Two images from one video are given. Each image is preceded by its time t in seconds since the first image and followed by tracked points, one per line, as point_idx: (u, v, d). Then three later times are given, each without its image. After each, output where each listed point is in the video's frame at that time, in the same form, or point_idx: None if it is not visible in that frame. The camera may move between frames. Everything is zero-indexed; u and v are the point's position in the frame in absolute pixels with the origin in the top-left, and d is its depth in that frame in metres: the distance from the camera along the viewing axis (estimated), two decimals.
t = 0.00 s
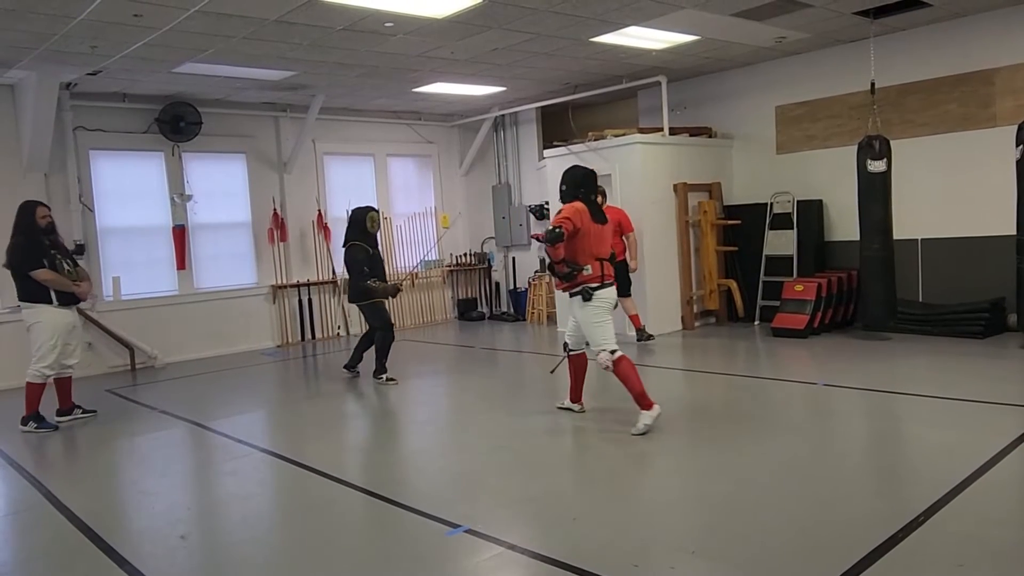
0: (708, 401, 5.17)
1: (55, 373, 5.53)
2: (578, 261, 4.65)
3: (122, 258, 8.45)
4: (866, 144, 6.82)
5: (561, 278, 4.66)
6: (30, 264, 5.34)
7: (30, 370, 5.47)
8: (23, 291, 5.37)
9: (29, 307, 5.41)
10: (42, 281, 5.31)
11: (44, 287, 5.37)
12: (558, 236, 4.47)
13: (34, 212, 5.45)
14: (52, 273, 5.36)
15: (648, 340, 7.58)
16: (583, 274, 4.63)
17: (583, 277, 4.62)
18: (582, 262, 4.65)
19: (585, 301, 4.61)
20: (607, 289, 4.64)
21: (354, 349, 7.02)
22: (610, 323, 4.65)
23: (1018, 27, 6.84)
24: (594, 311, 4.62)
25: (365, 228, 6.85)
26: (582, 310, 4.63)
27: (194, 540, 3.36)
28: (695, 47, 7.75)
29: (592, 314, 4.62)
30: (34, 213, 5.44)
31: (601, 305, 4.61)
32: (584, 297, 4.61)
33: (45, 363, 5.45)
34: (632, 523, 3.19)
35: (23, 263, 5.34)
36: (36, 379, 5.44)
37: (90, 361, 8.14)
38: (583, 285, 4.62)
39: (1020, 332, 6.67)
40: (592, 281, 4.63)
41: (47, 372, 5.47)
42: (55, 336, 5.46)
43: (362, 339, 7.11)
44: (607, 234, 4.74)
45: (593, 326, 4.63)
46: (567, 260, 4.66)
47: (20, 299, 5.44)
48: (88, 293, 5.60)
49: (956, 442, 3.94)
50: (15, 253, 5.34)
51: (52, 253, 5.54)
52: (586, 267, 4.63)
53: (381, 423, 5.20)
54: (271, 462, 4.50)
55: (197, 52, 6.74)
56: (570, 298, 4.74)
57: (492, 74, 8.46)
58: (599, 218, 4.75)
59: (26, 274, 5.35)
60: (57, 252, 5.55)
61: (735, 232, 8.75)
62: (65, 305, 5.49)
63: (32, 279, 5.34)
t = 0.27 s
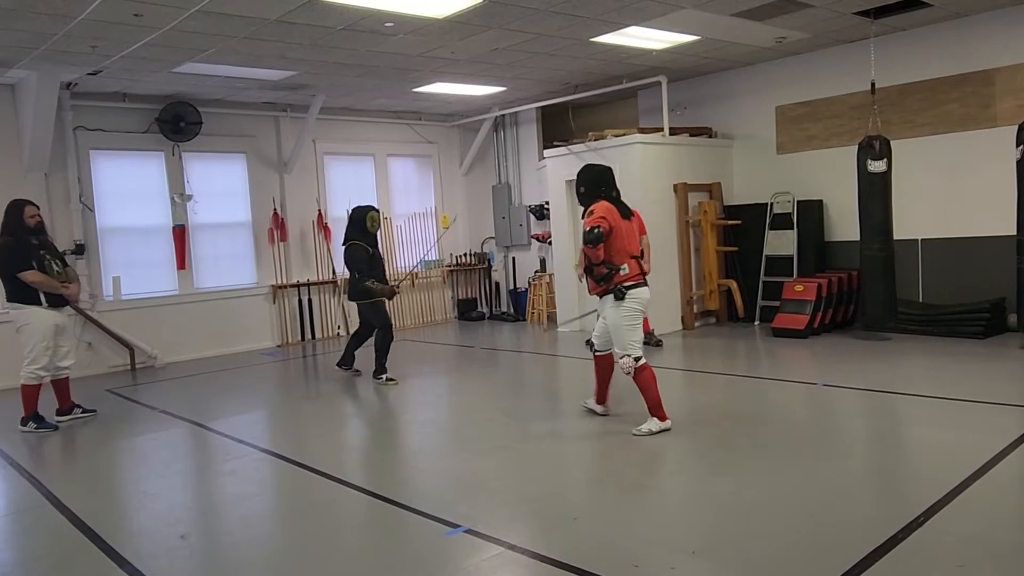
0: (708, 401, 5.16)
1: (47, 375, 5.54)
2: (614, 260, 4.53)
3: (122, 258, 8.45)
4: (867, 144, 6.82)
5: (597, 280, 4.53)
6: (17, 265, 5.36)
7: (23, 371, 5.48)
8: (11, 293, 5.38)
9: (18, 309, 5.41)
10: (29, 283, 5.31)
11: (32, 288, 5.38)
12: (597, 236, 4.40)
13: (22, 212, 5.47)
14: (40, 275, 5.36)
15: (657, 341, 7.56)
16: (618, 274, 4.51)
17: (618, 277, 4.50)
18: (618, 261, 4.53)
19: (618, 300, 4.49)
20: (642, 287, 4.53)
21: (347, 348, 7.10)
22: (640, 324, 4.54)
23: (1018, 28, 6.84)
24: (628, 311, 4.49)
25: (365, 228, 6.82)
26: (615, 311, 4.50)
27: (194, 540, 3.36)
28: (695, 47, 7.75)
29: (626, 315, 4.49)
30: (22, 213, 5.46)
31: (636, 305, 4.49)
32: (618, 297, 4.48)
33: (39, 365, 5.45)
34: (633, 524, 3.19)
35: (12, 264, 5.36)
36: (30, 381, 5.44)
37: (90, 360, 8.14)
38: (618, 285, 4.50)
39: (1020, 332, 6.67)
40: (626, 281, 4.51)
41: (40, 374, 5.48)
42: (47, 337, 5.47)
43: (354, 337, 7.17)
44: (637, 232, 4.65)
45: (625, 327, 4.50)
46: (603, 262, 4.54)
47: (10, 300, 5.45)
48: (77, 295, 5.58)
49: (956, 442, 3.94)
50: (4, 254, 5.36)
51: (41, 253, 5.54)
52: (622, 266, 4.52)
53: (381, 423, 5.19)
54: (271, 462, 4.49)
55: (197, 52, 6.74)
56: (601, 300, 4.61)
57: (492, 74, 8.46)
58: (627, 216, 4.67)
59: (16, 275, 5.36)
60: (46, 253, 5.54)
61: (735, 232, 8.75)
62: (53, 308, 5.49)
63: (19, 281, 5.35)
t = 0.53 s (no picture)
0: (708, 401, 5.16)
1: (42, 376, 5.57)
2: (627, 259, 4.50)
3: (122, 258, 8.45)
4: (867, 144, 6.82)
5: (608, 278, 4.50)
6: (11, 267, 5.35)
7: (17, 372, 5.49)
8: (4, 295, 5.38)
9: (8, 310, 5.42)
10: (23, 284, 5.32)
11: (27, 289, 5.39)
12: (617, 235, 4.37)
13: (16, 211, 5.47)
14: (34, 276, 5.37)
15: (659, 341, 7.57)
16: (630, 272, 4.48)
17: (630, 276, 4.47)
18: (630, 260, 4.50)
19: (629, 298, 4.45)
20: (652, 287, 4.51)
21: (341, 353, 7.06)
22: (648, 324, 4.52)
23: (1018, 28, 6.84)
24: (638, 310, 4.46)
25: (359, 231, 6.80)
26: (624, 308, 4.46)
27: (194, 540, 3.36)
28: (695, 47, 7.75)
29: (635, 314, 4.45)
30: (15, 212, 5.46)
31: (645, 305, 4.47)
32: (627, 295, 4.45)
33: (33, 366, 5.47)
34: (633, 524, 3.19)
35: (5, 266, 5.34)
36: (25, 381, 5.47)
37: (90, 360, 8.14)
38: (628, 283, 4.46)
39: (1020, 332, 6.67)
40: (637, 280, 4.48)
41: (35, 374, 5.51)
42: (40, 337, 5.48)
43: (347, 341, 7.16)
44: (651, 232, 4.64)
45: (633, 326, 4.46)
46: (616, 259, 4.51)
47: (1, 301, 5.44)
48: (71, 296, 5.58)
49: (957, 443, 3.94)
50: None
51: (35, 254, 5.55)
52: (633, 265, 4.49)
53: (381, 423, 5.19)
54: (271, 462, 4.49)
55: (197, 52, 6.74)
56: (609, 297, 4.56)
57: (492, 73, 8.46)
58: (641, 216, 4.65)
59: (10, 276, 5.35)
60: (40, 253, 5.54)
61: (735, 232, 8.75)
62: (44, 308, 5.51)
63: (13, 282, 5.36)
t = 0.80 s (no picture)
0: (708, 401, 5.16)
1: (42, 375, 5.56)
2: (624, 259, 4.51)
3: (122, 258, 8.45)
4: (867, 145, 6.82)
5: (606, 279, 4.51)
6: (9, 268, 5.33)
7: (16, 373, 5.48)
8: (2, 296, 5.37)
9: (6, 311, 5.41)
10: (23, 285, 5.32)
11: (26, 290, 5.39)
12: (608, 237, 4.37)
13: (14, 211, 5.44)
14: (33, 277, 5.37)
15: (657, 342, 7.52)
16: (627, 273, 4.48)
17: (628, 277, 4.47)
18: (627, 260, 4.51)
19: (626, 299, 4.47)
20: (649, 288, 4.52)
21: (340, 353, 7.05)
22: (644, 325, 4.54)
23: (1018, 28, 6.85)
24: (636, 311, 4.48)
25: (357, 228, 6.79)
26: (621, 309, 4.48)
27: (194, 540, 3.36)
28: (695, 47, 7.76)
29: (633, 315, 4.48)
30: (13, 212, 5.43)
31: (643, 305, 4.48)
32: (624, 296, 4.47)
33: (32, 367, 5.46)
34: (633, 524, 3.19)
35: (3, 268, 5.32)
36: (24, 382, 5.45)
37: (90, 360, 8.15)
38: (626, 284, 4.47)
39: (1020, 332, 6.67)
40: (635, 280, 4.49)
41: (35, 374, 5.50)
42: (38, 338, 5.48)
43: (347, 341, 7.16)
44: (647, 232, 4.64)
45: (630, 326, 4.49)
46: (613, 261, 4.51)
47: None
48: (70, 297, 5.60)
49: (957, 443, 3.94)
50: None
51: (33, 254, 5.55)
52: (631, 266, 4.50)
53: (381, 423, 5.19)
54: (271, 462, 4.49)
55: (197, 52, 6.74)
56: (607, 298, 4.58)
57: (492, 73, 8.46)
58: (636, 215, 4.64)
59: (9, 276, 5.34)
60: (37, 253, 5.55)
61: (735, 232, 8.75)
62: (43, 308, 5.52)
63: (12, 283, 5.35)
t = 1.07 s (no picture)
0: (708, 401, 5.16)
1: (42, 374, 5.56)
2: (609, 265, 4.56)
3: (122, 258, 8.45)
4: (867, 145, 6.82)
5: (593, 284, 4.51)
6: (13, 269, 5.34)
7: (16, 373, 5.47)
8: (3, 296, 5.35)
9: (7, 310, 5.39)
10: (27, 285, 5.33)
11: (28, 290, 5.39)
12: (591, 240, 4.38)
13: (16, 211, 5.44)
14: (36, 277, 5.37)
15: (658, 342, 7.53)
16: (615, 278, 4.53)
17: (616, 281, 4.53)
18: (613, 265, 4.56)
19: (614, 304, 4.53)
20: (635, 293, 4.59)
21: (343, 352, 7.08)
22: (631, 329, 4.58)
23: (1018, 29, 6.85)
24: (621, 315, 4.53)
25: (361, 227, 6.80)
26: (608, 314, 4.53)
27: (194, 540, 3.36)
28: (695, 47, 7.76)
29: (619, 319, 4.53)
30: (15, 212, 5.43)
31: (631, 309, 4.53)
32: (613, 301, 4.52)
33: (33, 366, 5.46)
34: (633, 524, 3.19)
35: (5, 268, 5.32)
36: (24, 381, 5.45)
37: (90, 360, 8.15)
38: (614, 289, 4.53)
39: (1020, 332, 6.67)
40: (622, 284, 4.55)
41: (36, 374, 5.50)
42: (39, 338, 5.47)
43: (349, 340, 7.18)
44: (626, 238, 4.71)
45: (617, 331, 4.52)
46: (599, 267, 4.54)
47: None
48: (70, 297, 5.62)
49: (956, 443, 3.94)
50: None
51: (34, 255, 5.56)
52: (618, 271, 4.55)
53: (381, 424, 5.19)
54: (271, 462, 4.49)
55: (197, 52, 6.75)
56: (595, 305, 4.61)
57: (492, 74, 8.47)
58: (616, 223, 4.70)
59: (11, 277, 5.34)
60: (38, 254, 5.57)
61: (735, 232, 8.75)
62: (43, 308, 5.52)
63: (16, 283, 5.35)
